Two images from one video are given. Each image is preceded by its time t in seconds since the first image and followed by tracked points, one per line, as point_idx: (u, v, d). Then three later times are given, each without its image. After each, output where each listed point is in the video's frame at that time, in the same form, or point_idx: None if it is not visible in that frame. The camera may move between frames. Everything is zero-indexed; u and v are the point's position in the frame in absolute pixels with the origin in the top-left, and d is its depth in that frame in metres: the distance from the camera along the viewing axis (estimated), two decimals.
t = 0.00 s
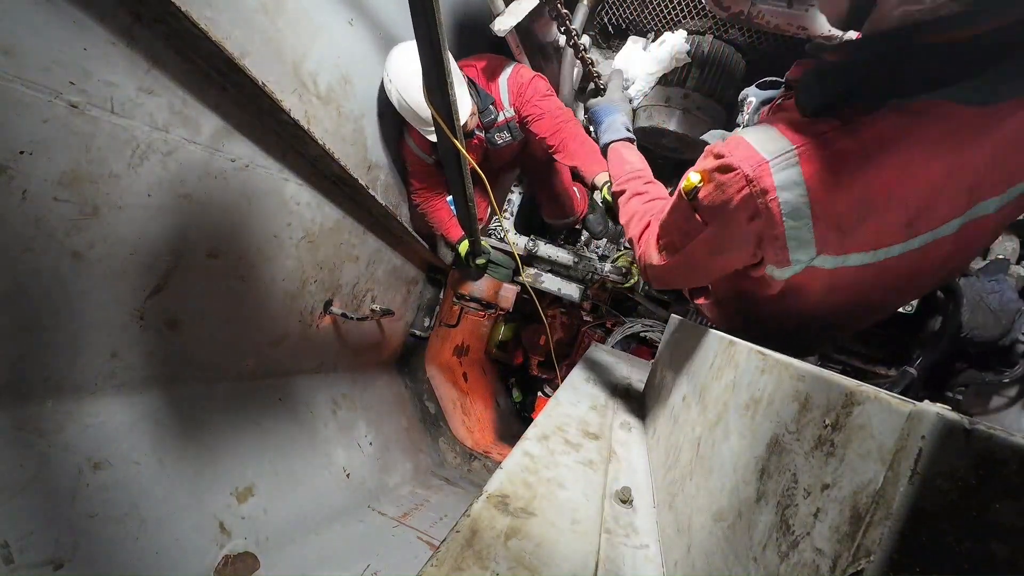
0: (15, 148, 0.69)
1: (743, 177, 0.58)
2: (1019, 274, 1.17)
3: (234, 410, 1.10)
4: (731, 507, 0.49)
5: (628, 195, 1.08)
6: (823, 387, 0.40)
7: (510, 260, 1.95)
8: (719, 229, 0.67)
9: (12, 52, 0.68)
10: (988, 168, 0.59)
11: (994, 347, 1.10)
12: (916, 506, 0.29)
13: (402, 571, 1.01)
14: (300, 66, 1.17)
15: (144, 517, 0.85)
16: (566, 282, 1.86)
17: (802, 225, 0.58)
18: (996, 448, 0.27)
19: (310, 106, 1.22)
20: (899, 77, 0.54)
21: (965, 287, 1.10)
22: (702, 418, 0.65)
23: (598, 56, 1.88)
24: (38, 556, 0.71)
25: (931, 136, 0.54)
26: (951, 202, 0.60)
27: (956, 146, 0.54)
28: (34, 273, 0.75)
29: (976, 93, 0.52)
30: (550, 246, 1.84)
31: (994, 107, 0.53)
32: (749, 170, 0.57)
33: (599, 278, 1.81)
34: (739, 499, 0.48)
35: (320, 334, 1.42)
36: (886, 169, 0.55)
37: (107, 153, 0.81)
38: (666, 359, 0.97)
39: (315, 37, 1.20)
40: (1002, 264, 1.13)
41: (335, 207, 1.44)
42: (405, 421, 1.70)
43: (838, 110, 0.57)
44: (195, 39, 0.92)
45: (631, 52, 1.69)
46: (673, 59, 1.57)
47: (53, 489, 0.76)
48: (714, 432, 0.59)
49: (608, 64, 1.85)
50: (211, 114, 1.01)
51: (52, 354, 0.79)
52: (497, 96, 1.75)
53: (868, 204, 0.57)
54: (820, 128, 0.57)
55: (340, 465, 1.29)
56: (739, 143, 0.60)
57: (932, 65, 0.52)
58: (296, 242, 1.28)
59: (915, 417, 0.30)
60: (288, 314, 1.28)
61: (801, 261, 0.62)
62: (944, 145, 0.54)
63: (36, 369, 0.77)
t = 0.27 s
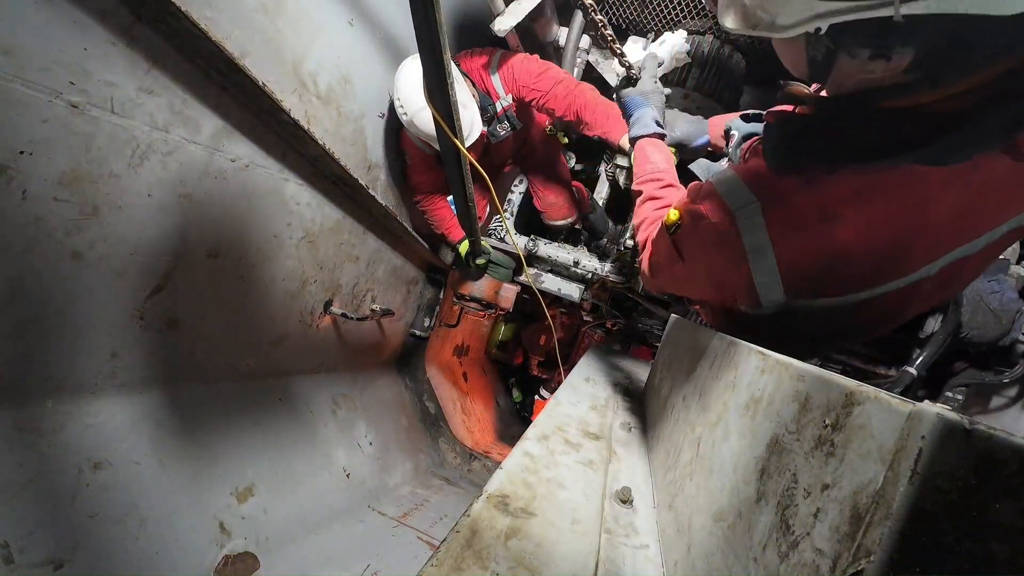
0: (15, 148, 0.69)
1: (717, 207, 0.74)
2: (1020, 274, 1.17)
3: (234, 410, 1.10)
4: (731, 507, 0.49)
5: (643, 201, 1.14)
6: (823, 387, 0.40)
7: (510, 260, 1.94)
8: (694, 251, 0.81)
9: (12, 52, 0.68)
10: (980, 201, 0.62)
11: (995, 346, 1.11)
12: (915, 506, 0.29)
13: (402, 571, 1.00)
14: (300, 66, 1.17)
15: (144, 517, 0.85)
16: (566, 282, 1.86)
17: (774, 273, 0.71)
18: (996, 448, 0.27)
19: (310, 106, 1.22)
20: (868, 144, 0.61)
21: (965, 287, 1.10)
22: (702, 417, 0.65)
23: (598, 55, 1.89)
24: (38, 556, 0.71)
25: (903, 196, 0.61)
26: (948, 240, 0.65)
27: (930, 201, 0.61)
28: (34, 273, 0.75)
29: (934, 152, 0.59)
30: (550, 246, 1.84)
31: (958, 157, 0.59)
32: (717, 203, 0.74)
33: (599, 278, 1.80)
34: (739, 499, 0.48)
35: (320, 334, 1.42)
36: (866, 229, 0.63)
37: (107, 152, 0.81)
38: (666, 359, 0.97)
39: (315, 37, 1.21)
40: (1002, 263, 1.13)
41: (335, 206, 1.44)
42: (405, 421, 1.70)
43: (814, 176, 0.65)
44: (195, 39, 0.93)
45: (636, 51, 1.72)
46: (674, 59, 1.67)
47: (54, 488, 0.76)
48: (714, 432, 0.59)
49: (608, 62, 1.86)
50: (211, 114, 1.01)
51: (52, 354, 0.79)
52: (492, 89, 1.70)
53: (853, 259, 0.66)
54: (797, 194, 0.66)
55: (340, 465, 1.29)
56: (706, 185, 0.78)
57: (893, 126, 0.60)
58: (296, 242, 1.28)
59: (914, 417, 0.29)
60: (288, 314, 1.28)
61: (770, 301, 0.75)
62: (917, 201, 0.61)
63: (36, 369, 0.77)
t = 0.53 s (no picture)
0: (15, 148, 0.69)
1: (690, 214, 0.82)
2: (1020, 274, 1.17)
3: (234, 410, 1.09)
4: (731, 507, 0.49)
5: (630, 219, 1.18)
6: (823, 387, 0.40)
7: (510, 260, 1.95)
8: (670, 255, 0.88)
9: (12, 52, 0.68)
10: (967, 193, 0.61)
11: (995, 346, 1.11)
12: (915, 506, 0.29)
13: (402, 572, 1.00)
14: (300, 67, 1.18)
15: (144, 517, 0.85)
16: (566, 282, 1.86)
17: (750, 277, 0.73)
18: (995, 449, 0.27)
19: (310, 106, 1.23)
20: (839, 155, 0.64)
21: (965, 287, 1.11)
22: (702, 417, 0.65)
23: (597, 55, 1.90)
24: (38, 556, 0.71)
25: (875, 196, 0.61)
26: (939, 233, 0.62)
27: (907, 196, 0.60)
28: (35, 273, 0.75)
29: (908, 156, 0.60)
30: (550, 246, 1.85)
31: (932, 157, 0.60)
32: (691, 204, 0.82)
33: (599, 278, 1.80)
34: (739, 499, 0.48)
35: (320, 334, 1.42)
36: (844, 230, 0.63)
37: (107, 152, 0.81)
38: (666, 359, 0.97)
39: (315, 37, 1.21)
40: (1002, 264, 1.14)
41: (335, 206, 1.44)
42: (405, 421, 1.70)
43: (782, 186, 0.68)
44: (195, 39, 0.93)
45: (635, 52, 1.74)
46: (673, 59, 1.67)
47: (54, 488, 0.76)
48: (714, 432, 0.59)
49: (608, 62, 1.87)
50: (211, 114, 1.01)
51: (52, 354, 0.79)
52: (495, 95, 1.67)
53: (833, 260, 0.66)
54: (768, 205, 0.69)
55: (340, 465, 1.29)
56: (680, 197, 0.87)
57: (860, 143, 0.63)
58: (296, 242, 1.28)
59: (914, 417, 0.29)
60: (289, 314, 1.28)
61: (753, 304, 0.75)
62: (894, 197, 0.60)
63: (36, 369, 0.77)
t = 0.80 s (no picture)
0: (15, 147, 0.69)
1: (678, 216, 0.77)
2: (1020, 274, 1.17)
3: (234, 410, 1.09)
4: (731, 507, 0.49)
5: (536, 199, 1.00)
6: (823, 387, 0.40)
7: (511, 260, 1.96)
8: (646, 249, 0.80)
9: (12, 52, 0.69)
10: (943, 195, 0.60)
11: (995, 346, 1.11)
12: (915, 506, 0.29)
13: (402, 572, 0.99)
14: (300, 67, 1.18)
15: (144, 517, 0.85)
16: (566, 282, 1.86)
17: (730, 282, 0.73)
18: (996, 449, 0.27)
19: (310, 106, 1.23)
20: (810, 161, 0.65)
21: (965, 287, 1.11)
22: (702, 417, 0.65)
23: (597, 55, 1.90)
24: (38, 557, 0.71)
25: (844, 203, 0.61)
26: (915, 235, 0.62)
27: (877, 202, 0.60)
28: (36, 273, 0.75)
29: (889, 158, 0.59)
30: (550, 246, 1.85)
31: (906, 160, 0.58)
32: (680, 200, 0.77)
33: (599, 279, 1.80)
34: (739, 499, 0.48)
35: (320, 334, 1.42)
36: (817, 236, 0.64)
37: (107, 152, 0.81)
38: (666, 359, 0.97)
39: (315, 38, 1.21)
40: (1002, 264, 1.14)
41: (335, 207, 1.44)
42: (405, 421, 1.70)
43: (756, 193, 0.69)
44: (195, 39, 0.93)
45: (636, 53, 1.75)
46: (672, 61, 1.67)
47: (54, 488, 0.76)
48: (714, 431, 0.59)
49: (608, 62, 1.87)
50: (211, 114, 1.01)
51: (53, 355, 0.79)
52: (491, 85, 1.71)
53: (806, 260, 0.66)
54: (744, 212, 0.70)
55: (340, 465, 1.29)
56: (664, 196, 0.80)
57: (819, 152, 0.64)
58: (296, 242, 1.29)
59: (914, 417, 0.29)
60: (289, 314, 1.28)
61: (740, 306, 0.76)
62: (864, 203, 0.60)
63: (36, 369, 0.77)
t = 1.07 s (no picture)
0: (15, 147, 0.69)
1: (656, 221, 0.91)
2: (1020, 274, 1.17)
3: (234, 410, 1.09)
4: (731, 507, 0.49)
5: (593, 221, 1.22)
6: (824, 388, 0.40)
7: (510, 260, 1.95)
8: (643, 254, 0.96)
9: (12, 52, 0.69)
10: (907, 207, 0.65)
11: (996, 346, 1.11)
12: (913, 505, 0.29)
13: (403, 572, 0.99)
14: (300, 67, 1.18)
15: (143, 517, 0.85)
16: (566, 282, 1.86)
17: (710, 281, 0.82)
18: (996, 450, 0.27)
19: (310, 106, 1.23)
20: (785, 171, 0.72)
21: (966, 287, 1.11)
22: (702, 417, 0.65)
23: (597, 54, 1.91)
24: (38, 556, 0.71)
25: (810, 212, 0.69)
26: (889, 242, 0.67)
27: (839, 212, 0.67)
28: (35, 273, 0.75)
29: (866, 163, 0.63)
30: (549, 246, 1.85)
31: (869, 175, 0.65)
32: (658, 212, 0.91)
33: (599, 279, 1.80)
34: (739, 499, 0.48)
35: (320, 334, 1.42)
36: (787, 243, 0.71)
37: (107, 152, 0.81)
38: (666, 360, 0.97)
39: (314, 38, 1.22)
40: (1002, 264, 1.14)
41: (336, 207, 1.45)
42: (405, 421, 1.70)
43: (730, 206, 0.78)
44: (195, 39, 0.93)
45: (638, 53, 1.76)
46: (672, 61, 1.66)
47: (54, 488, 0.76)
48: (714, 431, 0.59)
49: (608, 62, 1.88)
50: (211, 114, 1.01)
51: (53, 355, 0.79)
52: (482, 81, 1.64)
53: (784, 264, 0.72)
54: (722, 222, 0.79)
55: (340, 465, 1.29)
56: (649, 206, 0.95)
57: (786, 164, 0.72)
58: (296, 242, 1.29)
59: (914, 417, 0.29)
60: (289, 314, 1.28)
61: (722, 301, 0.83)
62: (827, 212, 0.68)
63: (35, 369, 0.77)
